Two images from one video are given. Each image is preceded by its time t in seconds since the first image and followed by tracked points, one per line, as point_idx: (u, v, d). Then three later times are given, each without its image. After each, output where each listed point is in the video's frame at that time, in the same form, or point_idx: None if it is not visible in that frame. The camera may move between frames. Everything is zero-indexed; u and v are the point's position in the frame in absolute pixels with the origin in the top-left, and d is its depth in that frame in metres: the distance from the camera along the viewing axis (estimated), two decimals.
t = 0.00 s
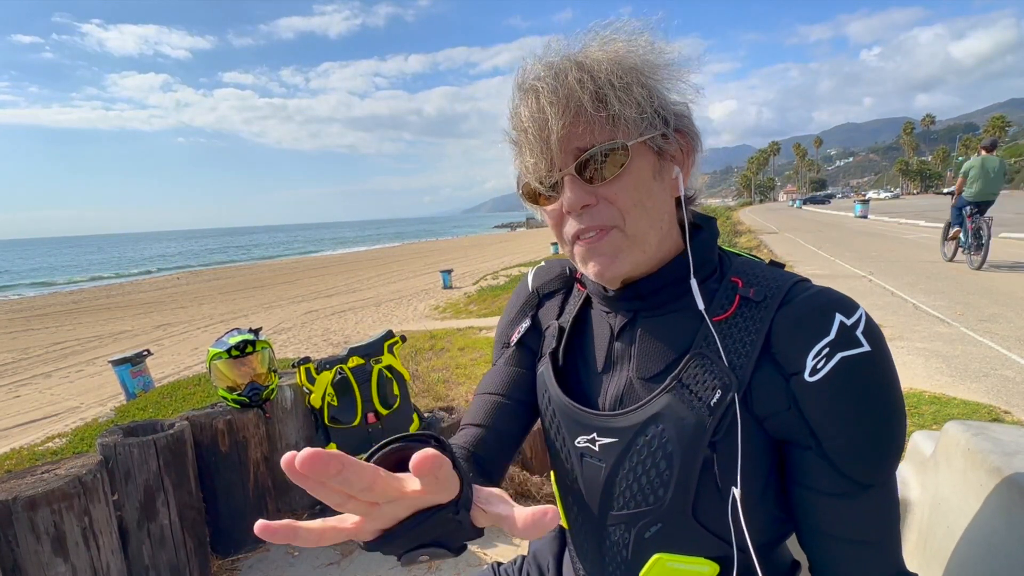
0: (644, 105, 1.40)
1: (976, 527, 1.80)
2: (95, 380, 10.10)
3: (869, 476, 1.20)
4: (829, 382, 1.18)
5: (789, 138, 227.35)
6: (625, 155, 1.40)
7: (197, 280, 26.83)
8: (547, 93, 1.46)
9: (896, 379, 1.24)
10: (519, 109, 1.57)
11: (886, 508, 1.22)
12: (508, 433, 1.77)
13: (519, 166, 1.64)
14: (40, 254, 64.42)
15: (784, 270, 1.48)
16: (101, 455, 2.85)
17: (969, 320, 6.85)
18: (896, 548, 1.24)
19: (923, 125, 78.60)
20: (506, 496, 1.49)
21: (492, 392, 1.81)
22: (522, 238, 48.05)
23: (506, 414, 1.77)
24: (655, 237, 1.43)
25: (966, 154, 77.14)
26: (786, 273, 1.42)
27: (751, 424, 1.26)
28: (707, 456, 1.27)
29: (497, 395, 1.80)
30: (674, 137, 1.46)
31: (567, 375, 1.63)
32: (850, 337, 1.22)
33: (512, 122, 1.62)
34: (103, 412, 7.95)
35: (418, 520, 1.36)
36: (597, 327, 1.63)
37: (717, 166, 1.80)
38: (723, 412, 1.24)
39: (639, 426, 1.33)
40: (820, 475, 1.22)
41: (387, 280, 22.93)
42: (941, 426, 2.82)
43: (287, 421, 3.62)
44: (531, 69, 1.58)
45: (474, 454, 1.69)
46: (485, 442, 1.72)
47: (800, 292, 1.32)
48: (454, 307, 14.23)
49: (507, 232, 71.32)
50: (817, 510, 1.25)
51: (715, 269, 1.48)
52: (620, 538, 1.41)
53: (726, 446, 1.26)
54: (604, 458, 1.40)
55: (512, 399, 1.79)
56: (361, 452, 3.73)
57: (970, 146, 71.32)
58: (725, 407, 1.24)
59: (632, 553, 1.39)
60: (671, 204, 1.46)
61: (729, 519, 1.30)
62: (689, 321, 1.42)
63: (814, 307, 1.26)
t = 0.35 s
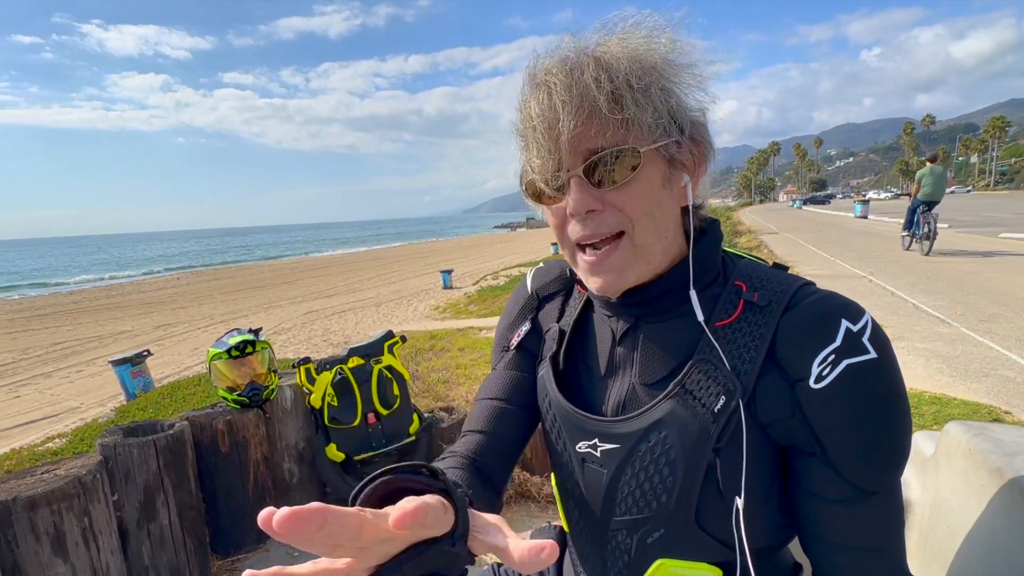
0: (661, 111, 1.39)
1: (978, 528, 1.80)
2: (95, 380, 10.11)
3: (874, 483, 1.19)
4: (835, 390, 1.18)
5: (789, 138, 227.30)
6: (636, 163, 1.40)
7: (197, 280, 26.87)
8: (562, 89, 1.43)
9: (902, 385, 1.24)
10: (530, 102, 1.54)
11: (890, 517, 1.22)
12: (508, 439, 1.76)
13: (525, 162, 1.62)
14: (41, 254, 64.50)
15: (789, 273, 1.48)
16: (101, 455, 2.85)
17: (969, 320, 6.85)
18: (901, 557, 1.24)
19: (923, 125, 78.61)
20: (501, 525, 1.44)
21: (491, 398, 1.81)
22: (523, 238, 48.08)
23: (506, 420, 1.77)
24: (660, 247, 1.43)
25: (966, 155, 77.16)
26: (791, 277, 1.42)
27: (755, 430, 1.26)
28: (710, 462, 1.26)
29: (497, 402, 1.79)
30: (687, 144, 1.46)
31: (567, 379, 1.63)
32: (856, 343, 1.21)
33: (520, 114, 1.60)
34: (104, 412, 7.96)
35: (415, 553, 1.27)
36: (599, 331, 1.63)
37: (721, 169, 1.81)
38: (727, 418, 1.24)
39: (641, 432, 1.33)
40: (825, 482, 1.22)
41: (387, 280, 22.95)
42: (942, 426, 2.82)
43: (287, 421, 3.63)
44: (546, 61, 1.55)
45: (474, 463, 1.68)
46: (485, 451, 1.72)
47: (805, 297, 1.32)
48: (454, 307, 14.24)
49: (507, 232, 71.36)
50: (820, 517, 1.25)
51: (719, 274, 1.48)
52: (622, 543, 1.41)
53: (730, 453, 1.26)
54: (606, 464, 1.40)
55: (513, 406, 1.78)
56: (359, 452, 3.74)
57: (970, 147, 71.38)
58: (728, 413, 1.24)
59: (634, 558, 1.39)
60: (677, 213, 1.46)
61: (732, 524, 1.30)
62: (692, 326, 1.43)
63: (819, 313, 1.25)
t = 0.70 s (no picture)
0: (667, 107, 1.40)
1: (978, 529, 1.80)
2: (96, 380, 10.12)
3: (877, 492, 1.19)
4: (837, 398, 1.18)
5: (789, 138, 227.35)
6: (640, 160, 1.40)
7: (197, 280, 26.90)
8: (567, 84, 1.44)
9: (906, 394, 1.24)
10: (534, 99, 1.55)
11: (893, 525, 1.22)
12: (512, 445, 1.77)
13: (529, 160, 1.63)
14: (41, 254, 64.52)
15: (793, 278, 1.48)
16: (101, 455, 2.85)
17: (969, 320, 6.86)
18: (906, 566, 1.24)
19: (923, 125, 78.64)
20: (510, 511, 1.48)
21: (493, 405, 1.82)
22: (523, 238, 48.10)
23: (508, 427, 1.77)
24: (661, 248, 1.43)
25: (966, 155, 77.20)
26: (794, 283, 1.42)
27: (756, 436, 1.26)
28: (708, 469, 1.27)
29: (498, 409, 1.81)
30: (692, 143, 1.46)
31: (566, 383, 1.63)
32: (860, 352, 1.21)
33: (525, 111, 1.61)
34: (104, 412, 7.97)
35: (435, 542, 1.33)
36: (599, 335, 1.63)
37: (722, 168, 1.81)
38: (726, 425, 1.24)
39: (639, 437, 1.33)
40: (828, 490, 1.22)
41: (387, 281, 22.97)
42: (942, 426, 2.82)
43: (287, 421, 3.65)
44: (551, 58, 1.56)
45: (481, 473, 1.69)
46: (490, 460, 1.73)
47: (807, 303, 1.32)
48: (454, 307, 14.26)
49: (507, 232, 71.38)
50: (822, 524, 1.25)
51: (721, 277, 1.48)
52: (621, 547, 1.41)
53: (729, 460, 1.26)
54: (604, 469, 1.40)
55: (512, 411, 1.79)
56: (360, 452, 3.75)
57: (970, 147, 71.47)
58: (727, 419, 1.23)
59: (632, 563, 1.39)
60: (681, 214, 1.46)
61: (731, 530, 1.30)
62: (692, 331, 1.43)
63: (821, 321, 1.25)
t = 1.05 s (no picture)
0: (663, 105, 1.40)
1: (978, 528, 1.80)
2: (96, 380, 10.12)
3: (874, 490, 1.19)
4: (832, 396, 1.18)
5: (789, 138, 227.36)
6: (637, 156, 1.40)
7: (197, 280, 26.92)
8: (564, 81, 1.45)
9: (902, 392, 1.24)
10: (534, 96, 1.56)
11: (891, 522, 1.22)
12: (513, 446, 1.79)
13: (528, 155, 1.64)
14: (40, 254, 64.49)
15: (790, 276, 1.48)
16: (101, 455, 2.85)
17: (969, 320, 6.86)
18: (904, 563, 1.24)
19: (923, 125, 78.64)
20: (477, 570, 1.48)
21: (495, 406, 1.83)
22: (522, 238, 48.10)
23: (509, 428, 1.79)
24: (657, 244, 1.43)
25: (966, 155, 77.20)
26: (791, 281, 1.42)
27: (753, 435, 1.26)
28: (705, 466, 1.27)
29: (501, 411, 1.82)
30: (691, 142, 1.46)
31: (565, 381, 1.63)
32: (854, 350, 1.21)
33: (525, 107, 1.62)
34: (104, 412, 7.98)
35: None
36: (597, 333, 1.63)
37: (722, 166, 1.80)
38: (721, 423, 1.24)
39: (637, 434, 1.33)
40: (824, 488, 1.22)
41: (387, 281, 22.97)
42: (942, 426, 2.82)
43: (287, 421, 3.66)
44: (550, 55, 1.57)
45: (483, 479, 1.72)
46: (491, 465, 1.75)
47: (804, 301, 1.32)
48: (454, 307, 14.26)
49: (507, 232, 71.40)
50: (818, 522, 1.25)
51: (718, 275, 1.48)
52: (619, 544, 1.41)
53: (725, 457, 1.26)
54: (602, 466, 1.40)
55: (514, 411, 1.80)
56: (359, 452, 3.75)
57: (970, 147, 71.49)
58: (723, 417, 1.23)
59: (631, 560, 1.39)
60: (678, 211, 1.46)
61: (728, 528, 1.30)
62: (690, 329, 1.43)
63: (816, 320, 1.25)
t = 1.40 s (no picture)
0: (659, 105, 1.40)
1: (977, 527, 1.80)
2: (96, 380, 10.12)
3: (870, 487, 1.19)
4: (826, 393, 1.17)
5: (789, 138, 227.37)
6: (629, 154, 1.40)
7: (198, 280, 26.92)
8: (561, 76, 1.47)
9: (897, 389, 1.23)
10: (533, 90, 1.58)
11: (887, 519, 1.21)
12: (516, 446, 1.79)
13: (526, 149, 1.66)
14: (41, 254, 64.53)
15: (788, 275, 1.48)
16: (101, 455, 2.85)
17: (969, 320, 6.86)
18: (901, 561, 1.24)
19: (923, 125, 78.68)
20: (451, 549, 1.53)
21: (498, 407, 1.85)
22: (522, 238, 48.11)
23: (511, 429, 1.79)
24: (650, 242, 1.43)
25: (966, 155, 77.21)
26: (788, 280, 1.42)
27: (749, 432, 1.26)
28: (701, 461, 1.27)
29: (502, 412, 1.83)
30: (687, 144, 1.46)
31: (564, 378, 1.64)
32: (849, 347, 1.21)
33: (525, 102, 1.64)
34: (104, 412, 7.98)
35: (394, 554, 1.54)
36: (595, 331, 1.63)
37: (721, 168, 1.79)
38: (717, 418, 1.25)
39: (634, 428, 1.34)
40: (819, 484, 1.22)
41: (387, 281, 22.96)
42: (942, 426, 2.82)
43: (287, 421, 3.66)
44: (551, 50, 1.59)
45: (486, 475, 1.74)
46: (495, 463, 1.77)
47: (800, 299, 1.31)
48: (454, 307, 14.26)
49: (507, 232, 71.41)
50: (815, 520, 1.25)
51: (716, 274, 1.48)
52: (617, 540, 1.41)
53: (722, 453, 1.27)
54: (601, 461, 1.41)
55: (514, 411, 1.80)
56: (359, 452, 3.74)
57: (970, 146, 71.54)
58: (718, 412, 1.24)
59: (629, 556, 1.39)
60: (672, 211, 1.45)
61: (726, 525, 1.30)
62: (687, 326, 1.43)
63: (811, 317, 1.25)
